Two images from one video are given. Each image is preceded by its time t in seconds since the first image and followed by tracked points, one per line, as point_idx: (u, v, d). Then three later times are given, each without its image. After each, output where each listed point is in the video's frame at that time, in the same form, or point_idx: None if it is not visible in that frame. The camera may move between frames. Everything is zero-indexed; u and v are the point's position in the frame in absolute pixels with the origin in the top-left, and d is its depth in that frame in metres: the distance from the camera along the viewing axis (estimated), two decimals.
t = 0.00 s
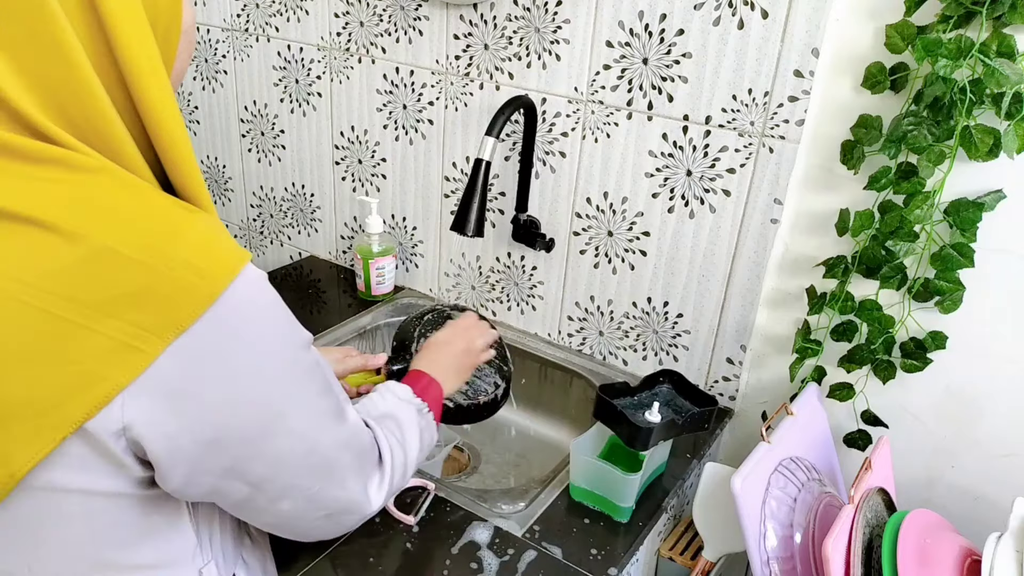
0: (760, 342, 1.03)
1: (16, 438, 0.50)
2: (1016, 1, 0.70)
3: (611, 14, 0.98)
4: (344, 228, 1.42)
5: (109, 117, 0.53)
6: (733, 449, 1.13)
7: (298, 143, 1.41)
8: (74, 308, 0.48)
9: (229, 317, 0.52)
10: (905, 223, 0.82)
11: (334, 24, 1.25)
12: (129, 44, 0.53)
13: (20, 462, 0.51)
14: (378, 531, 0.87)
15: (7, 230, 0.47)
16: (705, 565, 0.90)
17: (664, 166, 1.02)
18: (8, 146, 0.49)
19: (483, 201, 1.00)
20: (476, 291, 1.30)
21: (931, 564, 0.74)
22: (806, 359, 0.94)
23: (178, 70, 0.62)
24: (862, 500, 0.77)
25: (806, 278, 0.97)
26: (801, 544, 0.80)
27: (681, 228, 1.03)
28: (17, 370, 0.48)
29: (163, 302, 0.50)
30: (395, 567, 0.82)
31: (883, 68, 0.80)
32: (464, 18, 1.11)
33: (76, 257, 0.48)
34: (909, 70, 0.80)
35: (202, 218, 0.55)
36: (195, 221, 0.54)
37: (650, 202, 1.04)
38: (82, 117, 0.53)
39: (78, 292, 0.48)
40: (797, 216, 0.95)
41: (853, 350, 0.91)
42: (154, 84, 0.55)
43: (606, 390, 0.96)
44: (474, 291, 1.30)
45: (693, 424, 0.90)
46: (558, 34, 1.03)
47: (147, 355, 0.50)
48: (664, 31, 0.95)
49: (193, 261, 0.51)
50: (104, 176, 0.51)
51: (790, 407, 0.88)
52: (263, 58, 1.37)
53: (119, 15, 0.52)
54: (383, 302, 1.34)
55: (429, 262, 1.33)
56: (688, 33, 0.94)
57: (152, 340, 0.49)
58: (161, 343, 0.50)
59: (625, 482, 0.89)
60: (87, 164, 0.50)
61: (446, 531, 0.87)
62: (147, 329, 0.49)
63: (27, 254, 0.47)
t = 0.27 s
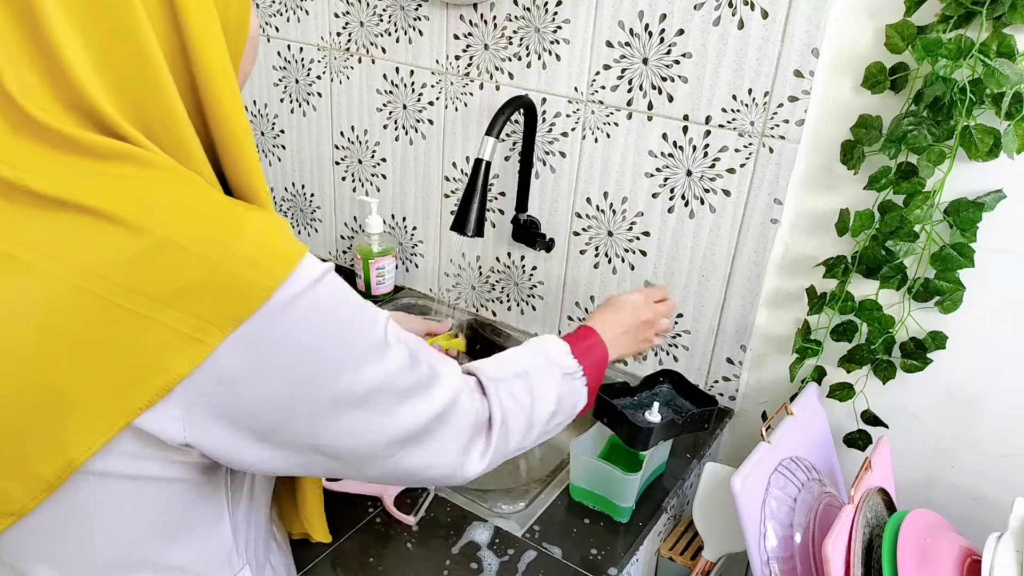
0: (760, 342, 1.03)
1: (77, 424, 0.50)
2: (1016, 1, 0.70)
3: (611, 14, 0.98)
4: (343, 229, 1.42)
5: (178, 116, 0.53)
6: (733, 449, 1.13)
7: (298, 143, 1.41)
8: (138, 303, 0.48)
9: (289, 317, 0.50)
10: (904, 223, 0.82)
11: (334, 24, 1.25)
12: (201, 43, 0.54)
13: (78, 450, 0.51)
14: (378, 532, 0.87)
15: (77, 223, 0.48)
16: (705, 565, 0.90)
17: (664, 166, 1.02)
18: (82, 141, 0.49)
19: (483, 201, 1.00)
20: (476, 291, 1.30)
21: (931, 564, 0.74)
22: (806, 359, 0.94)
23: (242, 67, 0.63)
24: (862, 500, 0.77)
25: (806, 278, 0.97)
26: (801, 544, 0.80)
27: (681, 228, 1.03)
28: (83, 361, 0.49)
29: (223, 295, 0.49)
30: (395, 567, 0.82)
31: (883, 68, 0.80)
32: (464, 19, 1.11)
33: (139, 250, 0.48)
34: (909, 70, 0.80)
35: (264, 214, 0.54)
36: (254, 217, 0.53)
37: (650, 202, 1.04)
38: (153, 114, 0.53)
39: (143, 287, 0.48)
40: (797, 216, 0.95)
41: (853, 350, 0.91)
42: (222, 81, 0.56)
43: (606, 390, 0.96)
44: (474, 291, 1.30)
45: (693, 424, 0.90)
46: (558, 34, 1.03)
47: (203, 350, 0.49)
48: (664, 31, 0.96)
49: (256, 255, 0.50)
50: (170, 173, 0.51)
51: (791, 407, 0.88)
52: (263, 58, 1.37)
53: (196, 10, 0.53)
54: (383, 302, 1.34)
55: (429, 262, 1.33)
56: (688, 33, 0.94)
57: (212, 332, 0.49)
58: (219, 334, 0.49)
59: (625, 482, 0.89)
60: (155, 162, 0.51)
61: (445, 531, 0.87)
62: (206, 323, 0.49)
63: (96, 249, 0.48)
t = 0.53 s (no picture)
0: (760, 342, 1.03)
1: (95, 432, 0.50)
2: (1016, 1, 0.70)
3: (611, 14, 0.98)
4: (343, 229, 1.42)
5: (202, 124, 0.54)
6: (733, 449, 1.13)
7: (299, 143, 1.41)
8: (159, 312, 0.48)
9: (305, 327, 0.50)
10: (905, 223, 0.82)
11: (334, 24, 1.25)
12: (228, 53, 0.54)
13: (94, 457, 0.50)
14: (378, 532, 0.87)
15: (101, 229, 0.48)
16: (705, 565, 0.90)
17: (664, 166, 1.02)
18: (109, 146, 0.49)
19: (483, 201, 1.00)
20: (476, 291, 1.30)
21: (931, 564, 0.74)
22: (806, 359, 0.94)
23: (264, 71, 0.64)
24: (862, 500, 0.77)
25: (806, 278, 0.97)
26: (801, 544, 0.80)
27: (681, 228, 1.03)
28: (104, 368, 0.48)
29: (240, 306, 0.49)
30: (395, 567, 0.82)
31: (883, 68, 0.80)
32: (464, 19, 1.11)
33: (160, 257, 0.48)
34: (909, 70, 0.80)
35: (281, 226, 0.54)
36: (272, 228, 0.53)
37: (650, 202, 1.04)
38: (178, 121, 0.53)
39: (166, 295, 0.48)
40: (797, 216, 0.95)
41: (853, 350, 0.91)
42: (245, 87, 0.56)
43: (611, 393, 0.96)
44: (473, 291, 1.30)
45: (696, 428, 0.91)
46: (558, 34, 1.03)
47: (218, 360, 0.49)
48: (664, 31, 0.96)
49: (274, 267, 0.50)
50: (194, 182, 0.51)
51: (791, 407, 0.88)
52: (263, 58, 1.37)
53: (223, 19, 0.53)
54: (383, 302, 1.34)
55: (429, 262, 1.33)
56: (688, 33, 0.94)
57: (228, 343, 0.49)
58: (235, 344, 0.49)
59: (625, 482, 0.89)
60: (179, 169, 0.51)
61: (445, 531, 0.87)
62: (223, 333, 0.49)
63: (121, 256, 0.48)
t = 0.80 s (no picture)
0: (760, 342, 1.03)
1: (77, 450, 0.49)
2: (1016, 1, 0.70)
3: (611, 14, 0.98)
4: (344, 228, 1.42)
5: (201, 133, 0.54)
6: (733, 448, 1.13)
7: (299, 144, 1.41)
8: (152, 331, 0.49)
9: (295, 348, 0.51)
10: (905, 223, 0.82)
11: (334, 24, 1.25)
12: (226, 63, 0.54)
13: (74, 478, 0.50)
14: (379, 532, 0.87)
15: (95, 246, 0.48)
16: (705, 565, 0.90)
17: (664, 166, 1.02)
18: (103, 155, 0.49)
19: (483, 201, 1.00)
20: (476, 291, 1.30)
21: (931, 564, 0.74)
22: (806, 359, 0.94)
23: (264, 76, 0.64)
24: (862, 500, 0.77)
25: (806, 278, 0.97)
26: (801, 544, 0.80)
27: (681, 228, 1.03)
28: (92, 385, 0.48)
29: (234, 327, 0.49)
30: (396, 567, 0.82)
31: (883, 68, 0.80)
32: (464, 19, 1.11)
33: (154, 276, 0.48)
34: (909, 70, 0.80)
35: (275, 244, 0.55)
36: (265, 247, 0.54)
37: (650, 202, 1.04)
38: (171, 132, 0.53)
39: (158, 312, 0.49)
40: (797, 216, 0.95)
41: (853, 350, 0.91)
42: (242, 98, 0.56)
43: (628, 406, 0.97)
44: (473, 291, 1.30)
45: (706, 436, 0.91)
46: (558, 34, 1.03)
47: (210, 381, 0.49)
48: (664, 31, 0.95)
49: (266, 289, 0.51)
50: (190, 197, 0.51)
51: (790, 408, 0.88)
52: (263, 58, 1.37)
53: (222, 30, 0.53)
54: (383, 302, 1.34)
55: (429, 262, 1.33)
56: (688, 33, 0.94)
57: (218, 366, 0.49)
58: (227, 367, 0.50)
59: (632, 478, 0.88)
60: (175, 182, 0.50)
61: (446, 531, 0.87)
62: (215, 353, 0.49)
63: (115, 274, 0.48)
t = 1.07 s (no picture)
0: (760, 342, 1.03)
1: (116, 462, 0.49)
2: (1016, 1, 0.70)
3: (611, 14, 0.98)
4: (343, 228, 1.42)
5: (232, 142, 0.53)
6: (733, 449, 1.13)
7: (299, 144, 1.41)
8: (193, 343, 0.49)
9: (327, 359, 0.51)
10: (905, 223, 0.82)
11: (334, 24, 1.25)
12: (254, 66, 0.54)
13: (115, 491, 0.50)
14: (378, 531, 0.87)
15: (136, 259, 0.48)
16: (705, 565, 0.90)
17: (664, 166, 1.02)
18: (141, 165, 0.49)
19: (483, 201, 1.00)
20: (476, 291, 1.30)
21: (931, 564, 0.74)
22: (806, 359, 0.94)
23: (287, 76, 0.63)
24: (863, 500, 0.77)
25: (806, 278, 0.97)
26: (801, 544, 0.80)
27: (681, 228, 1.03)
28: (131, 396, 0.48)
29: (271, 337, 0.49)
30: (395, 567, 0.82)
31: (883, 68, 0.80)
32: (464, 19, 1.11)
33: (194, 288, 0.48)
34: (909, 71, 0.80)
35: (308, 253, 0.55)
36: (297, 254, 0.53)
37: (650, 202, 1.04)
38: (206, 141, 0.53)
39: (197, 324, 0.48)
40: (797, 216, 0.95)
41: (853, 350, 0.91)
42: (270, 101, 0.56)
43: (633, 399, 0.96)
44: (473, 291, 1.30)
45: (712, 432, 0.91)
46: (558, 34, 1.03)
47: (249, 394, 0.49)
48: (664, 31, 0.95)
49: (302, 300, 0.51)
50: (226, 207, 0.51)
51: (791, 408, 0.88)
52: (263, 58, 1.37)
53: (251, 36, 0.53)
54: (383, 302, 1.34)
55: (429, 262, 1.33)
56: (688, 33, 0.94)
57: (256, 377, 0.49)
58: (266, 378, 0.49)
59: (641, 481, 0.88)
60: (211, 192, 0.50)
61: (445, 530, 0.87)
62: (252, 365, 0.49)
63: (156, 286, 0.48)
